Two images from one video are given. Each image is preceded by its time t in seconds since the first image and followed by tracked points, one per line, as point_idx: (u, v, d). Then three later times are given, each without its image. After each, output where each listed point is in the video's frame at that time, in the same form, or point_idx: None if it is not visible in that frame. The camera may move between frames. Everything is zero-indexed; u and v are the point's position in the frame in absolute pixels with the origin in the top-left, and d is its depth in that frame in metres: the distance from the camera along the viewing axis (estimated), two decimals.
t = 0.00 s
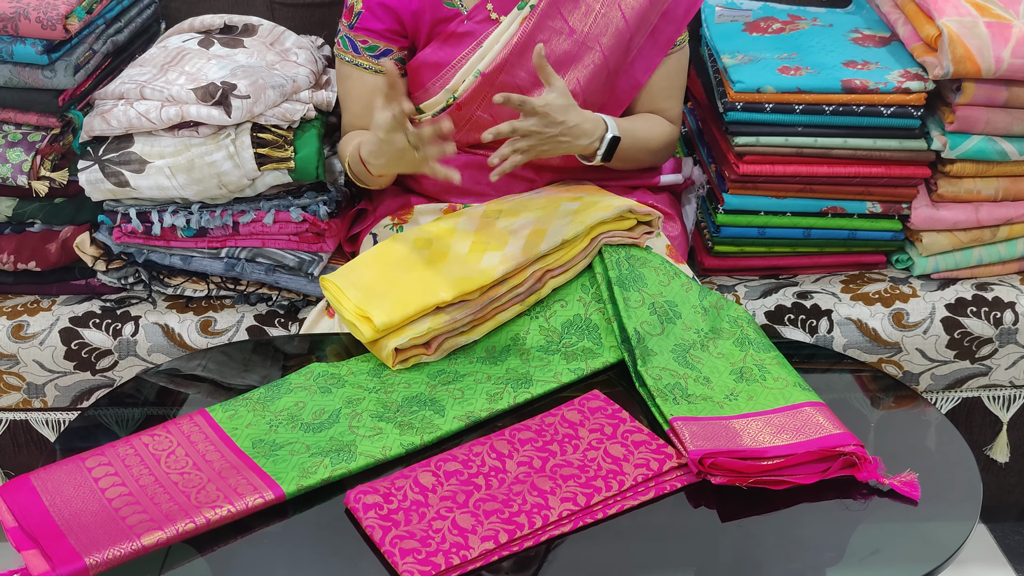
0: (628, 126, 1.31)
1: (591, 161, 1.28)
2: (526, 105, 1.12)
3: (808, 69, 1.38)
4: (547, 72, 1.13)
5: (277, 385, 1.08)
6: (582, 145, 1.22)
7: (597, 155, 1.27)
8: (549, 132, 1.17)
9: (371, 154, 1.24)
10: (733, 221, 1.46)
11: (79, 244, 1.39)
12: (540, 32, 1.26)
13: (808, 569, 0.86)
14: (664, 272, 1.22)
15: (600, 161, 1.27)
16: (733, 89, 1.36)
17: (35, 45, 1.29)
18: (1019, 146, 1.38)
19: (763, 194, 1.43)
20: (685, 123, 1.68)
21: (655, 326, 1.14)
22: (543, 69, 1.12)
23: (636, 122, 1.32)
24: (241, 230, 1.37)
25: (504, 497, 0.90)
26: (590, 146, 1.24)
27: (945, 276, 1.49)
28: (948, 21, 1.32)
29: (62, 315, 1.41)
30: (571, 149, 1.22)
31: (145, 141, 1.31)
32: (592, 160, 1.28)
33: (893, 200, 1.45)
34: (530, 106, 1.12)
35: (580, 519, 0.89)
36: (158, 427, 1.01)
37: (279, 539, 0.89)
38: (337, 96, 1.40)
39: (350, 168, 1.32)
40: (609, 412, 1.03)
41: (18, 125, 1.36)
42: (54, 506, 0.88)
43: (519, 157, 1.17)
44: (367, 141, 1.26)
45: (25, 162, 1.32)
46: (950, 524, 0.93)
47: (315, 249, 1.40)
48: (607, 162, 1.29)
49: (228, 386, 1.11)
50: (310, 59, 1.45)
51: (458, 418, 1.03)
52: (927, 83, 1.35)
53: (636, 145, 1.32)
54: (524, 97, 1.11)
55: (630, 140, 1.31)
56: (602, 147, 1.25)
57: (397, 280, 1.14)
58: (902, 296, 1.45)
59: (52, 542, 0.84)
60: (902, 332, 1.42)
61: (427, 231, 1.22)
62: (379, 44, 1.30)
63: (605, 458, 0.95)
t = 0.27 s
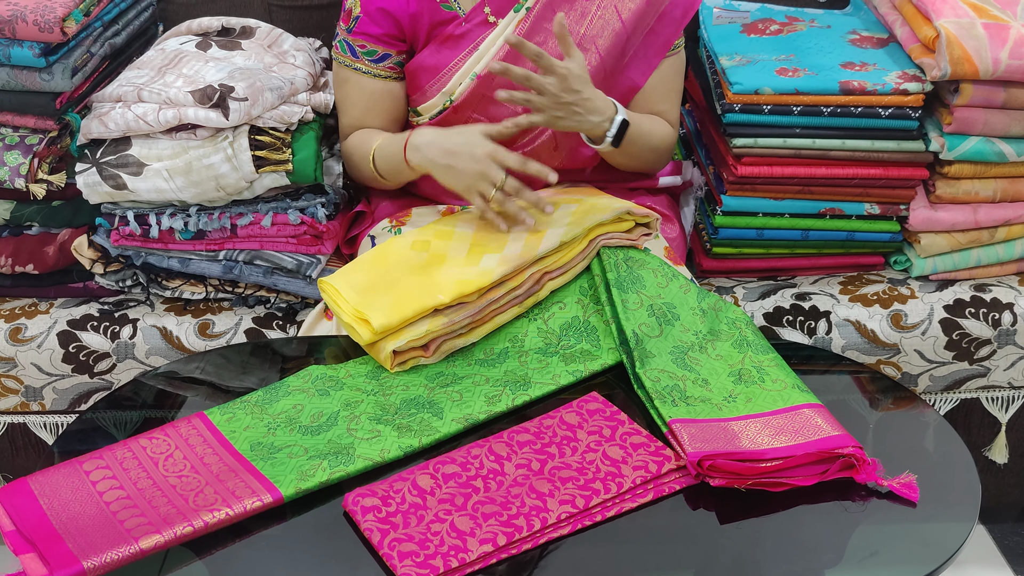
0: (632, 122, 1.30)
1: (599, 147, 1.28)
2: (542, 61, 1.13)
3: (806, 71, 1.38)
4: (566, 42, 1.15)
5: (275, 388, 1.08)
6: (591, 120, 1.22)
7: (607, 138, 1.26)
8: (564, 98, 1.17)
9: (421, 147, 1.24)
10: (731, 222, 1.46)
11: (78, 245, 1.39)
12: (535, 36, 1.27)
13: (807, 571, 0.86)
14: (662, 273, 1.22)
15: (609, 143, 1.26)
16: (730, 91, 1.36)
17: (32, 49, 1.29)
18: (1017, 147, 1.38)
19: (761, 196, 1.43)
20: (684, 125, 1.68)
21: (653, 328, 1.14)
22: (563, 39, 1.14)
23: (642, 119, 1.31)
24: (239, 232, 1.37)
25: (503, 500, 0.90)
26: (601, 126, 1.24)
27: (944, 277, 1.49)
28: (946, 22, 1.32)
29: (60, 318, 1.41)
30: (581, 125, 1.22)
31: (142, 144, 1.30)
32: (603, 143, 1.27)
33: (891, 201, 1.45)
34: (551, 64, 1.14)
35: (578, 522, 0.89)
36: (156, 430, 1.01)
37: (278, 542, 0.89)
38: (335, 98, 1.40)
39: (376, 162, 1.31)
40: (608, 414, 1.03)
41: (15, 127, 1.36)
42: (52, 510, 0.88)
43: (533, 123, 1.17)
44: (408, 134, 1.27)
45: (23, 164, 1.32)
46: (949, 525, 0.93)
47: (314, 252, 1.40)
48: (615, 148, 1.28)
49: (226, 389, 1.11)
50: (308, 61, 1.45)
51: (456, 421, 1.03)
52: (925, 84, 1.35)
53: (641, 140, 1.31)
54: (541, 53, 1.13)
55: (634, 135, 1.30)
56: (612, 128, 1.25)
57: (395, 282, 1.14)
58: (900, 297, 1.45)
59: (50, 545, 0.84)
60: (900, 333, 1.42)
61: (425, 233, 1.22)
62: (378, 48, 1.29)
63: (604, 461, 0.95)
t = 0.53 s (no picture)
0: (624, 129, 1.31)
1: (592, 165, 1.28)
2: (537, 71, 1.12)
3: (804, 72, 1.38)
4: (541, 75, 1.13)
5: (274, 391, 1.08)
6: (579, 144, 1.21)
7: (597, 156, 1.26)
8: (540, 131, 1.17)
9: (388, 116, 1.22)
10: (729, 224, 1.45)
11: (75, 249, 1.39)
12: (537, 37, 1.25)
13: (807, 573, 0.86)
14: (661, 275, 1.22)
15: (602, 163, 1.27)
16: (729, 92, 1.35)
17: (30, 51, 1.28)
18: (1015, 148, 1.38)
19: (760, 197, 1.43)
20: (682, 127, 1.68)
21: (652, 330, 1.14)
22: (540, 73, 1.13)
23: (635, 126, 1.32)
24: (238, 235, 1.37)
25: (503, 502, 0.90)
26: (590, 146, 1.23)
27: (943, 278, 1.49)
28: (944, 23, 1.32)
29: (58, 321, 1.41)
30: (568, 150, 1.21)
31: (140, 146, 1.30)
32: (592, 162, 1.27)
33: (890, 202, 1.45)
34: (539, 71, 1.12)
35: (578, 524, 0.89)
36: (154, 434, 1.00)
37: (277, 545, 0.89)
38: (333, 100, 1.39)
39: (362, 155, 1.31)
40: (607, 416, 1.03)
41: (13, 130, 1.36)
42: (50, 513, 0.88)
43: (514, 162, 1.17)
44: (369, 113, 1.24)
45: (21, 167, 1.32)
46: (948, 527, 0.93)
47: (312, 254, 1.40)
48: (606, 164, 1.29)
49: (225, 392, 1.10)
50: (306, 64, 1.45)
51: (455, 423, 1.02)
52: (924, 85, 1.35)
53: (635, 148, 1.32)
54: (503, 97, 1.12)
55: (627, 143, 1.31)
56: (602, 148, 1.25)
57: (393, 284, 1.13)
58: (899, 298, 1.45)
59: (49, 549, 0.84)
60: (899, 334, 1.42)
61: (423, 235, 1.22)
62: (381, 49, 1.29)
63: (603, 463, 0.95)
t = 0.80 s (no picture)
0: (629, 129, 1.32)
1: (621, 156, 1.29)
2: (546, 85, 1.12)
3: (803, 73, 1.38)
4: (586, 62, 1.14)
5: (273, 393, 1.08)
6: (613, 133, 1.21)
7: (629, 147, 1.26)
8: (587, 116, 1.16)
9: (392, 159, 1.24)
10: (728, 225, 1.45)
11: (74, 250, 1.38)
12: (532, 41, 1.22)
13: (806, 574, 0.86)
14: (660, 276, 1.21)
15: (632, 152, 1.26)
16: (727, 93, 1.35)
17: (28, 53, 1.28)
18: (1014, 149, 1.39)
19: (759, 198, 1.43)
20: (681, 127, 1.68)
21: (651, 331, 1.14)
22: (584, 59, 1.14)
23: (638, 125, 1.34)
24: (236, 236, 1.36)
25: (502, 504, 0.90)
26: (623, 137, 1.23)
27: (942, 278, 1.49)
28: (943, 24, 1.32)
29: (56, 323, 1.41)
30: (604, 139, 1.21)
31: (139, 148, 1.30)
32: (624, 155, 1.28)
33: (889, 203, 1.45)
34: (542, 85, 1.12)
35: (578, 526, 0.89)
36: (153, 436, 1.00)
37: (277, 547, 0.89)
38: (330, 101, 1.39)
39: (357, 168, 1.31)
40: (606, 418, 1.03)
41: (10, 132, 1.36)
42: (49, 516, 0.88)
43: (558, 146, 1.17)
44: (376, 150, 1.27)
45: (19, 169, 1.31)
46: (948, 528, 0.93)
47: (310, 256, 1.40)
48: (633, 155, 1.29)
49: (223, 393, 1.10)
50: (304, 65, 1.45)
51: (454, 425, 1.02)
52: (922, 86, 1.34)
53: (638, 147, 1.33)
54: (547, 78, 1.12)
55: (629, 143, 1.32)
56: (631, 139, 1.24)
57: (392, 286, 1.13)
58: (898, 299, 1.45)
59: (47, 552, 0.84)
60: (898, 335, 1.42)
61: (422, 237, 1.22)
62: (370, 51, 1.30)
63: (603, 464, 0.95)
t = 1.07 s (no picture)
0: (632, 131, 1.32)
1: (614, 165, 1.28)
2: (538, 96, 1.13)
3: (802, 73, 1.38)
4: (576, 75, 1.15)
5: (273, 393, 1.08)
6: (607, 143, 1.21)
7: (620, 156, 1.26)
8: (575, 128, 1.17)
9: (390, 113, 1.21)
10: (728, 225, 1.45)
11: (73, 251, 1.38)
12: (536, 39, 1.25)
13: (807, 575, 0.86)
14: (660, 276, 1.21)
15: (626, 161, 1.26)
16: (727, 93, 1.35)
17: (26, 53, 1.28)
18: (1014, 148, 1.39)
19: (759, 198, 1.43)
20: (681, 127, 1.68)
21: (651, 331, 1.14)
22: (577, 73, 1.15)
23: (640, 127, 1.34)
24: (235, 237, 1.36)
25: (503, 505, 0.90)
26: (615, 147, 1.23)
27: (941, 278, 1.49)
28: (942, 24, 1.32)
29: (55, 324, 1.40)
30: (597, 150, 1.21)
31: (137, 149, 1.30)
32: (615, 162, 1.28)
33: (889, 203, 1.45)
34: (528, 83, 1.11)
35: (578, 527, 0.89)
36: (152, 437, 1.00)
37: (276, 549, 0.88)
38: (330, 101, 1.38)
39: (362, 155, 1.31)
40: (607, 418, 1.03)
41: (9, 132, 1.35)
42: (48, 517, 0.88)
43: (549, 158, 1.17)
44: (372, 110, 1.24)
45: (17, 169, 1.31)
46: (948, 528, 0.93)
47: (310, 257, 1.40)
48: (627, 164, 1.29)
49: (223, 394, 1.10)
50: (303, 65, 1.45)
51: (454, 426, 1.02)
52: (922, 86, 1.34)
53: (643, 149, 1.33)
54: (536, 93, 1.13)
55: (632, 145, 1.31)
56: (625, 148, 1.25)
57: (392, 286, 1.13)
58: (897, 299, 1.45)
59: (47, 554, 0.83)
60: (898, 335, 1.42)
61: (421, 237, 1.21)
62: (381, 48, 1.29)
63: (603, 465, 0.95)
